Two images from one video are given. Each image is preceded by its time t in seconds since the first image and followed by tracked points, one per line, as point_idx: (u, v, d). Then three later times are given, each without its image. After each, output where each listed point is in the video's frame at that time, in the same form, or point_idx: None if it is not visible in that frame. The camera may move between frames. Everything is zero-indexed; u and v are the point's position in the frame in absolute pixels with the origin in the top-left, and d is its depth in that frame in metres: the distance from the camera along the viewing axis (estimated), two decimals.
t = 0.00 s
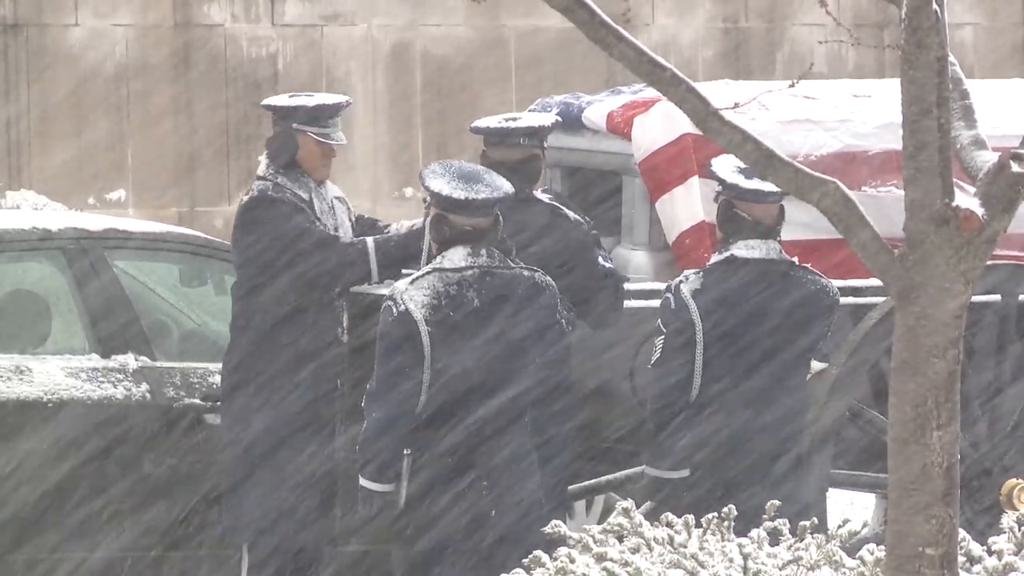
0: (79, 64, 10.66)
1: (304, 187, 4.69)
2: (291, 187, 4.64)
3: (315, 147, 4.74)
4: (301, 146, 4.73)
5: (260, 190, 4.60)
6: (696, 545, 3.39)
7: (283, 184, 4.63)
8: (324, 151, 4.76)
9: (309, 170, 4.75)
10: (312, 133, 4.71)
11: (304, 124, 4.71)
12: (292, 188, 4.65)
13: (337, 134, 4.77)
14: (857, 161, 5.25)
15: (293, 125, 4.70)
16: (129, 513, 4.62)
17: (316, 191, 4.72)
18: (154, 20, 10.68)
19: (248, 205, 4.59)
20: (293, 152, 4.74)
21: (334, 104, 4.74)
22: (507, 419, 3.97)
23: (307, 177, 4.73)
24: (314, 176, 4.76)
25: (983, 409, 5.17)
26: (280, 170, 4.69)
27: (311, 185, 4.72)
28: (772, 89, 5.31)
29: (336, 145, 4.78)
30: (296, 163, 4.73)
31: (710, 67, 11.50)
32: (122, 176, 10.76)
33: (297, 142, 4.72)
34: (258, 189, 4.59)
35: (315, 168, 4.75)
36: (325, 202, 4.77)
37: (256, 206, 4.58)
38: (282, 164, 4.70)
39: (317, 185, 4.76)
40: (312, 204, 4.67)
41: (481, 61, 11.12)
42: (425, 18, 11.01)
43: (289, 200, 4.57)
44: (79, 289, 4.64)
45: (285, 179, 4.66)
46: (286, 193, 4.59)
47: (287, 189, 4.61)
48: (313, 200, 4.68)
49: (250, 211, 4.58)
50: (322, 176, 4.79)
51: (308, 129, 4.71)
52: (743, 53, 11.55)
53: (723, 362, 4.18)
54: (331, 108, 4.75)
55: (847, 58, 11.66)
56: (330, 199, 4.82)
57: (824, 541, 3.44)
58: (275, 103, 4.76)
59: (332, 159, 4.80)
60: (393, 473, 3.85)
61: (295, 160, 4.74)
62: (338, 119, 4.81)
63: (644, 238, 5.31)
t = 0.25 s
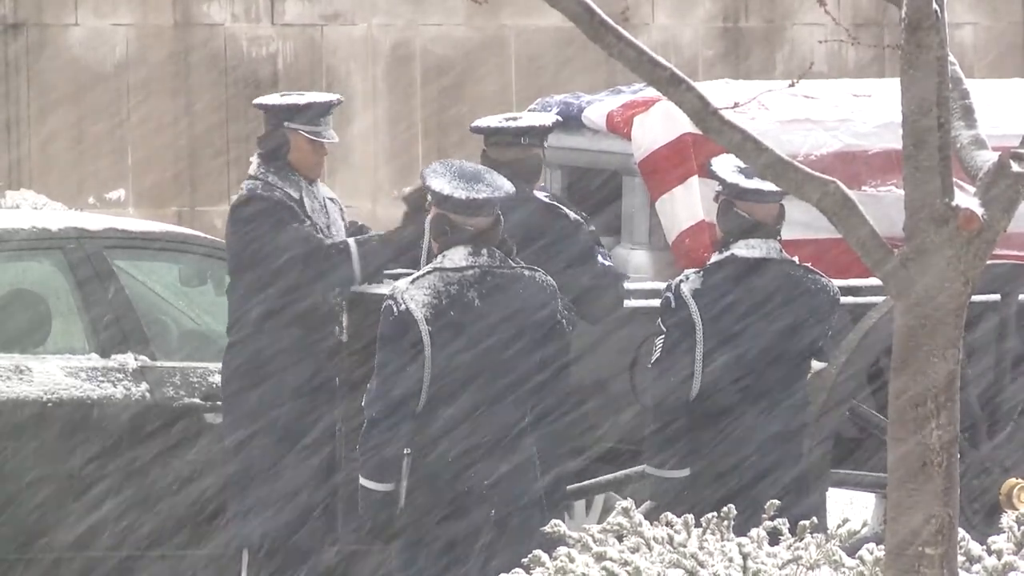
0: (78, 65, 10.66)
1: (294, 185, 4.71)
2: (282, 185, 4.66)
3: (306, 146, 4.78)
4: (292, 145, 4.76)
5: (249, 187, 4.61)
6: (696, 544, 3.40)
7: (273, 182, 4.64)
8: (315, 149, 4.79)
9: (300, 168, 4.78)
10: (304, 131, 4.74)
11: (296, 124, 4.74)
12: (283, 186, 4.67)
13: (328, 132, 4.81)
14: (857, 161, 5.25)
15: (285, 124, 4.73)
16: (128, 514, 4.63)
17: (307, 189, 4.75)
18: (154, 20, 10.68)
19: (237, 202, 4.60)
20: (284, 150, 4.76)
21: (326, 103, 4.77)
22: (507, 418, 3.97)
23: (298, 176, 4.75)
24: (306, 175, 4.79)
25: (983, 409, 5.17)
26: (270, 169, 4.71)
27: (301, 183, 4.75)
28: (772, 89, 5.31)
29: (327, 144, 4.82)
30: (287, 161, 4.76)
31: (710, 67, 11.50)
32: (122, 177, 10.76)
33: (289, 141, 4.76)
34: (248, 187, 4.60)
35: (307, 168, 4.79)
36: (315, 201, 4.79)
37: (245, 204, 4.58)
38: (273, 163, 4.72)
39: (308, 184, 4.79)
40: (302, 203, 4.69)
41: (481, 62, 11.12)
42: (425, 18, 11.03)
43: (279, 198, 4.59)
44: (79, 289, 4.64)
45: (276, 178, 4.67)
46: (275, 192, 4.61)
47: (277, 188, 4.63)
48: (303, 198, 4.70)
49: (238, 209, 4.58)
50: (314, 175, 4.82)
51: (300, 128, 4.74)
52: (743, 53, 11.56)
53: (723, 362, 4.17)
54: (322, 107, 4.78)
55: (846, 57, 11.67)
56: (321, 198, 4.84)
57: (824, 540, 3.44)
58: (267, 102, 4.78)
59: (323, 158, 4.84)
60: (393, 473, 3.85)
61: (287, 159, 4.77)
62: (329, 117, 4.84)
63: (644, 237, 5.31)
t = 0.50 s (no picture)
0: (79, 64, 10.66)
1: (287, 186, 4.68)
2: (273, 187, 4.63)
3: (299, 146, 4.74)
4: (285, 146, 4.72)
5: (240, 188, 4.60)
6: (697, 545, 3.39)
7: (265, 182, 4.62)
8: (308, 150, 4.75)
9: (293, 169, 4.74)
10: (296, 132, 4.70)
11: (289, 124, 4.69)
12: (274, 188, 4.64)
13: (322, 132, 4.76)
14: (858, 161, 5.25)
15: (277, 125, 4.69)
16: (131, 515, 4.62)
17: (299, 189, 4.71)
18: (155, 19, 10.68)
19: (228, 203, 4.59)
20: (277, 151, 4.72)
21: (319, 103, 4.71)
22: (510, 418, 3.96)
23: (291, 176, 4.71)
24: (299, 176, 4.75)
25: (984, 409, 5.17)
26: (262, 170, 4.68)
27: (294, 183, 4.71)
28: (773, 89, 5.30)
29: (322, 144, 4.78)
30: (280, 162, 4.72)
31: (711, 67, 11.50)
32: (123, 175, 10.76)
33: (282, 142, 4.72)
34: (239, 188, 4.58)
35: (300, 168, 4.74)
36: (308, 201, 4.77)
37: (235, 205, 4.57)
38: (265, 163, 4.69)
39: (301, 184, 4.75)
40: (293, 204, 4.66)
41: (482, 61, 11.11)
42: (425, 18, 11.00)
43: (269, 201, 4.56)
44: (80, 290, 4.65)
45: (268, 178, 4.65)
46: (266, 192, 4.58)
47: (268, 188, 4.60)
48: (295, 199, 4.67)
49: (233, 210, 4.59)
50: (308, 176, 4.78)
51: (293, 129, 4.70)
52: (744, 53, 11.55)
53: (724, 362, 4.18)
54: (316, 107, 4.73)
55: (847, 56, 11.67)
56: (314, 199, 4.81)
57: (825, 540, 3.44)
58: (260, 102, 4.74)
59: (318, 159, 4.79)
60: (394, 473, 3.86)
61: (280, 160, 4.73)
62: (324, 117, 4.79)
63: (645, 238, 5.31)
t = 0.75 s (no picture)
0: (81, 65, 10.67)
1: (282, 185, 4.71)
2: (267, 186, 4.66)
3: (295, 145, 4.76)
4: (281, 145, 4.76)
5: (234, 186, 4.63)
6: (698, 544, 3.39)
7: (259, 181, 4.66)
8: (305, 150, 4.78)
9: (290, 168, 4.77)
10: (292, 131, 4.74)
11: (286, 123, 4.74)
12: (269, 187, 4.67)
13: (318, 132, 4.80)
14: (859, 161, 5.25)
15: (274, 124, 4.73)
16: (130, 514, 4.65)
17: (295, 189, 4.74)
18: (156, 20, 10.69)
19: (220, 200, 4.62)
20: (274, 151, 4.76)
21: (315, 103, 4.76)
22: (511, 418, 3.96)
23: (287, 175, 4.75)
24: (295, 175, 4.78)
25: (985, 409, 5.17)
26: (258, 169, 4.72)
27: (290, 183, 4.74)
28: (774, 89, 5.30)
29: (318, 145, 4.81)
30: (276, 161, 4.75)
31: (712, 67, 11.50)
32: (124, 177, 10.76)
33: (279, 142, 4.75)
34: (233, 185, 4.62)
35: (296, 167, 4.77)
36: (304, 201, 4.79)
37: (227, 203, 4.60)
38: (261, 162, 4.74)
39: (298, 184, 4.78)
40: (287, 204, 4.69)
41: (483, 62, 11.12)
42: (426, 18, 11.04)
43: (261, 201, 4.59)
44: (81, 289, 4.64)
45: (263, 178, 4.68)
46: (259, 191, 4.62)
47: (262, 187, 4.64)
48: (289, 199, 4.69)
49: (230, 208, 4.58)
50: (304, 176, 4.80)
51: (289, 128, 4.74)
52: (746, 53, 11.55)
53: (725, 362, 4.17)
54: (312, 107, 4.77)
55: (848, 56, 11.68)
56: (311, 200, 4.84)
57: (826, 540, 3.43)
58: (258, 102, 4.78)
59: (314, 159, 4.82)
60: (395, 473, 3.86)
61: (277, 159, 4.76)
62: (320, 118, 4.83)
63: (646, 238, 5.33)
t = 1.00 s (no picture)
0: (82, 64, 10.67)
1: (279, 187, 4.75)
2: (264, 188, 4.71)
3: (294, 147, 4.80)
4: (280, 146, 4.79)
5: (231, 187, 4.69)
6: (700, 545, 3.39)
7: (256, 183, 4.71)
8: (304, 151, 4.81)
9: (289, 169, 4.81)
10: (292, 132, 4.77)
11: (284, 124, 4.77)
12: (266, 189, 4.71)
13: (318, 134, 4.83)
14: (860, 161, 5.25)
15: (272, 124, 4.78)
16: (128, 515, 4.63)
17: (292, 191, 4.78)
18: (158, 20, 10.68)
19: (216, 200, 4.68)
20: (273, 152, 4.80)
21: (315, 105, 4.80)
22: (513, 418, 3.97)
23: (285, 176, 4.78)
24: (294, 176, 4.82)
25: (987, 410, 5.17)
26: (256, 171, 4.76)
27: (288, 185, 4.78)
28: (775, 89, 5.30)
29: (318, 146, 4.83)
30: (275, 162, 4.80)
31: (713, 67, 11.50)
32: (126, 176, 10.76)
33: (278, 143, 4.79)
34: (229, 187, 4.68)
35: (295, 168, 4.81)
36: (303, 203, 4.82)
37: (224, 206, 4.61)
38: (260, 164, 4.79)
39: (296, 185, 4.81)
40: (283, 206, 4.73)
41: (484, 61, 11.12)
42: (428, 17, 11.03)
43: (255, 203, 4.63)
44: (81, 289, 4.65)
45: (260, 179, 4.73)
46: (254, 193, 4.66)
47: (257, 189, 4.69)
48: (285, 202, 4.73)
49: (227, 211, 4.60)
50: (304, 176, 4.84)
51: (288, 129, 4.77)
52: (747, 54, 11.55)
53: (727, 362, 4.17)
54: (312, 109, 4.81)
55: (850, 56, 11.68)
56: (310, 201, 4.87)
57: (828, 540, 3.43)
58: (258, 103, 4.82)
59: (313, 160, 4.85)
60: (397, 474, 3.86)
61: (276, 160, 4.81)
62: (321, 119, 4.86)
63: (647, 238, 5.33)
